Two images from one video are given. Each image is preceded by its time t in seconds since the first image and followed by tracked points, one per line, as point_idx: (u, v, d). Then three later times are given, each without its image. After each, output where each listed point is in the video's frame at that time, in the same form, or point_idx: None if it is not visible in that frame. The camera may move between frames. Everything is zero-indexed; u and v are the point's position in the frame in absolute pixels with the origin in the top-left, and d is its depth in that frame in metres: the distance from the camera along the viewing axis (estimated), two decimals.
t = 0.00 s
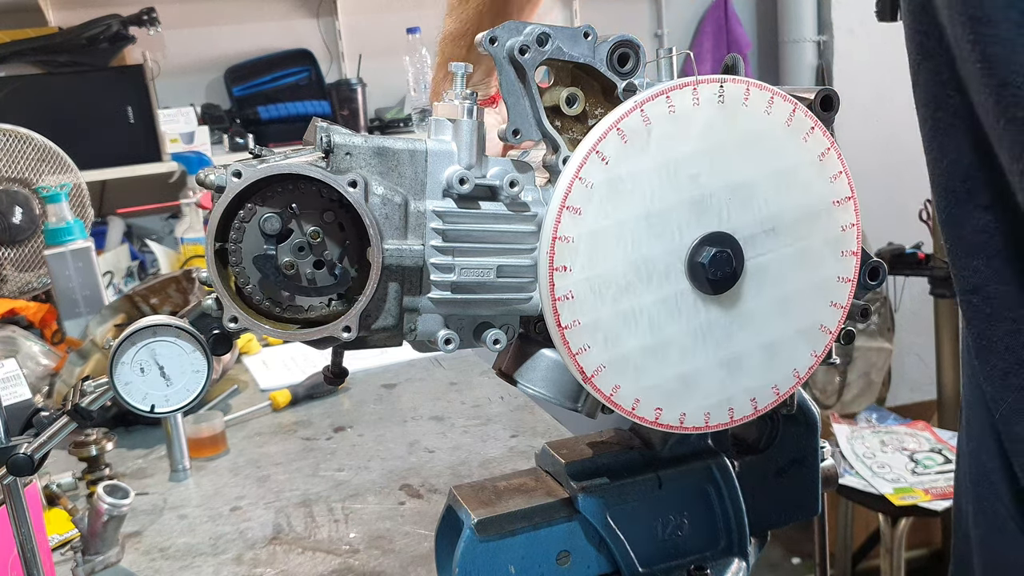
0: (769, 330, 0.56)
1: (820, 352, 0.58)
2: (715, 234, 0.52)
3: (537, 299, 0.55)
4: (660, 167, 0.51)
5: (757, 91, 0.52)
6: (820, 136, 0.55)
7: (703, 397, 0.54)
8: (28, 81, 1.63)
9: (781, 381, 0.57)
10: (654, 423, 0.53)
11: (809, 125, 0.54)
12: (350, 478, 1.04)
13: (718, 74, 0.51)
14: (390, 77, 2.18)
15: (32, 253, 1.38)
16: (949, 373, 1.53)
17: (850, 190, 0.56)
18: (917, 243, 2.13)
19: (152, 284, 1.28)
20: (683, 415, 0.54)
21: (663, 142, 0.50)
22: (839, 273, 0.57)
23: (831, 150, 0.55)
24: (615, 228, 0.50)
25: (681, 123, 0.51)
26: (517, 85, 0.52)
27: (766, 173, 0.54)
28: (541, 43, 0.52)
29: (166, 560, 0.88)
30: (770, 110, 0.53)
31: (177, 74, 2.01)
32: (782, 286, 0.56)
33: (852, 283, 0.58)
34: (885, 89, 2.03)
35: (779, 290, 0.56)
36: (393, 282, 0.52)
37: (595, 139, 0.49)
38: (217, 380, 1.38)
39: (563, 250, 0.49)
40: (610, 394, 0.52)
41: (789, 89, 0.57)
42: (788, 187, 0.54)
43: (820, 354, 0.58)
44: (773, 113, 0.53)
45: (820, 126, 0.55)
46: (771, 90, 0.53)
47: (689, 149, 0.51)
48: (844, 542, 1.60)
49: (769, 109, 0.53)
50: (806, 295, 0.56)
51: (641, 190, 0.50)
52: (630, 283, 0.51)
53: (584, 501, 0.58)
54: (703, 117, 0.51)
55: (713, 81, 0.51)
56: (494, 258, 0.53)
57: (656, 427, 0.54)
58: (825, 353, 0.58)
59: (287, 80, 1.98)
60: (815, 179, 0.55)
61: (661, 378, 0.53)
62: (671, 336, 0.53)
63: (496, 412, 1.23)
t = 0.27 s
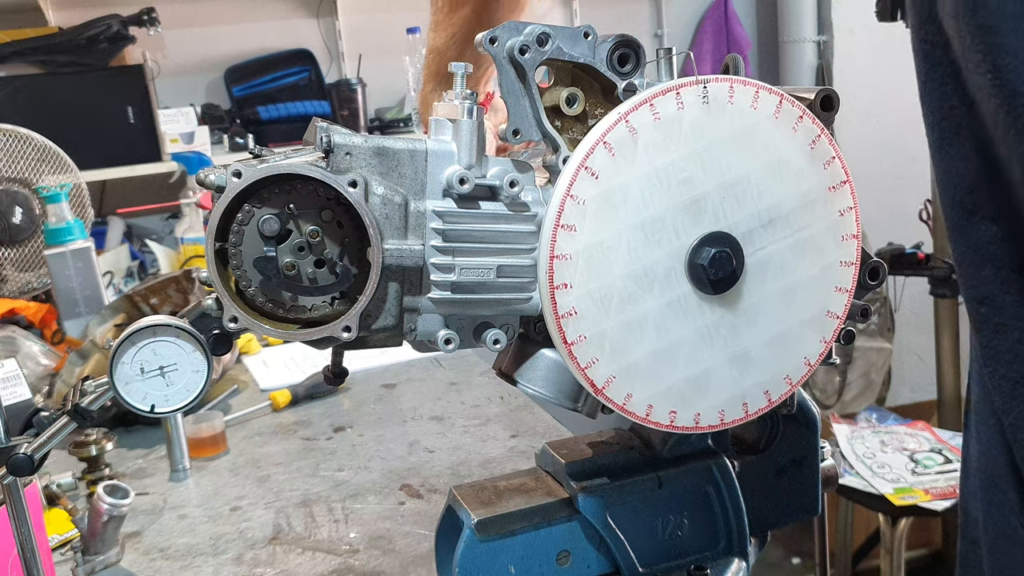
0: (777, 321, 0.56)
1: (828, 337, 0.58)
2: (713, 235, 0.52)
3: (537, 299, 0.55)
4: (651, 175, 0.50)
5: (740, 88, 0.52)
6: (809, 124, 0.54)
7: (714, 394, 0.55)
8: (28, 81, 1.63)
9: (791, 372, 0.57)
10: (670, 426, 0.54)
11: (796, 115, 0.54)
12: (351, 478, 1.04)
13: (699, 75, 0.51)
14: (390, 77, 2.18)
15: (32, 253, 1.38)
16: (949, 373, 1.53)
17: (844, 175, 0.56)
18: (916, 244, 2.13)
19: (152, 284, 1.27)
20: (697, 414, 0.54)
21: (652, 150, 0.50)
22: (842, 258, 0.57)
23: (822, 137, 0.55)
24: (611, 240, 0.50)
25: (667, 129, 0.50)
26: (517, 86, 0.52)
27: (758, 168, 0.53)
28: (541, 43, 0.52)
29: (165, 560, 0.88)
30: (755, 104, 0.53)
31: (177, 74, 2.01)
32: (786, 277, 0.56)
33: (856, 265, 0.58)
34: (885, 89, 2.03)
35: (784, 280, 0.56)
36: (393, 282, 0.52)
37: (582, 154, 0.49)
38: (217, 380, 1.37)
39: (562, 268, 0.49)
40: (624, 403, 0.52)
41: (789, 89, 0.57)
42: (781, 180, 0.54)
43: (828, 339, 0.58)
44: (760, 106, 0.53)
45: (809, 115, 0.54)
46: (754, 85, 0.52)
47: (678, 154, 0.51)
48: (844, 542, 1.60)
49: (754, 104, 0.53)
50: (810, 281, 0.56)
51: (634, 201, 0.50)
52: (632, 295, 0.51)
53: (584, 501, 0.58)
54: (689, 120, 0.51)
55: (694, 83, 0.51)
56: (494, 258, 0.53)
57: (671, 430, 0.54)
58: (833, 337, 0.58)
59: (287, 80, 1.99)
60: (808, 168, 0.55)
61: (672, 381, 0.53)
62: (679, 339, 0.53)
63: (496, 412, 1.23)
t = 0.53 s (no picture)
0: (784, 314, 0.56)
1: (834, 324, 0.57)
2: (711, 236, 0.52)
3: (537, 299, 0.55)
4: (644, 183, 0.50)
5: (724, 86, 0.51)
6: (799, 114, 0.54)
7: (724, 391, 0.55)
8: (28, 81, 1.63)
9: (798, 362, 0.57)
10: (685, 428, 0.54)
11: (784, 107, 0.53)
12: (350, 478, 1.04)
13: (681, 79, 0.50)
14: (390, 77, 2.18)
15: (32, 253, 1.38)
16: (949, 373, 1.53)
17: (838, 161, 0.55)
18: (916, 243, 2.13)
19: (152, 284, 1.27)
20: (710, 412, 0.55)
21: (643, 159, 0.50)
22: (843, 244, 0.56)
23: (811, 125, 0.54)
24: (610, 252, 0.50)
25: (655, 137, 0.50)
26: (517, 85, 0.52)
27: (749, 165, 0.53)
28: (541, 43, 0.52)
29: (165, 560, 0.88)
30: (741, 102, 0.52)
31: (177, 74, 2.01)
32: (788, 269, 0.55)
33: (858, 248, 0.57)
34: (885, 89, 2.03)
35: (787, 271, 0.55)
36: (393, 282, 0.52)
37: (572, 171, 0.49)
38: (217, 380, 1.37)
39: (563, 285, 0.50)
40: (637, 410, 0.53)
41: (789, 89, 0.57)
42: (774, 173, 0.54)
43: (834, 325, 0.57)
44: (747, 103, 0.52)
45: (797, 105, 0.53)
46: (738, 82, 0.52)
47: (669, 161, 0.51)
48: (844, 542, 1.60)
49: (740, 102, 0.52)
50: (812, 269, 0.56)
51: (629, 213, 0.50)
52: (635, 306, 0.51)
53: (584, 501, 0.58)
54: (677, 124, 0.51)
55: (677, 88, 0.50)
56: (494, 258, 0.53)
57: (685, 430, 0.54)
58: (840, 322, 0.58)
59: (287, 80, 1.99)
60: (801, 158, 0.54)
61: (684, 381, 0.54)
62: (688, 341, 0.53)
63: (496, 412, 1.23)
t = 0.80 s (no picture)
0: (785, 312, 0.56)
1: (835, 322, 0.57)
2: (711, 236, 0.52)
3: (537, 299, 0.55)
4: (643, 185, 0.50)
5: (721, 87, 0.51)
6: (797, 112, 0.53)
7: (726, 390, 0.55)
8: (29, 81, 1.63)
9: (800, 360, 0.57)
10: (688, 428, 0.54)
11: (781, 106, 0.53)
12: (351, 478, 1.04)
13: (678, 80, 0.50)
14: (390, 77, 2.18)
15: (32, 253, 1.38)
16: (949, 373, 1.53)
17: (836, 158, 0.55)
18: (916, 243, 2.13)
19: (152, 284, 1.27)
20: (713, 412, 0.55)
21: (642, 161, 0.50)
22: (842, 242, 0.56)
23: (810, 123, 0.54)
24: (610, 254, 0.50)
25: (653, 138, 0.50)
26: (517, 85, 0.52)
27: (747, 164, 0.53)
28: (541, 43, 0.52)
29: (165, 560, 0.88)
30: (738, 101, 0.52)
31: (177, 74, 2.01)
32: (788, 267, 0.55)
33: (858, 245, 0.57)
34: (886, 88, 2.03)
35: (787, 270, 0.55)
36: (393, 282, 0.52)
37: (570, 174, 0.49)
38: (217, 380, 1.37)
39: (563, 288, 0.50)
40: (640, 411, 0.53)
41: (789, 89, 0.57)
42: (772, 172, 0.54)
43: (834, 323, 0.57)
44: (744, 102, 0.52)
45: (795, 104, 0.53)
46: (735, 81, 0.52)
47: (667, 162, 0.51)
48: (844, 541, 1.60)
49: (737, 101, 0.52)
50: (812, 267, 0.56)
51: (628, 215, 0.50)
52: (635, 308, 0.52)
53: (584, 501, 0.58)
54: (674, 125, 0.51)
55: (674, 88, 0.50)
56: (494, 258, 0.53)
57: (688, 430, 0.55)
58: (841, 320, 0.58)
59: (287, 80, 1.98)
60: (799, 157, 0.54)
61: (686, 382, 0.54)
62: (690, 342, 0.53)
63: (496, 412, 1.23)
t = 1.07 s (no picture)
0: (786, 312, 0.56)
1: (835, 322, 0.57)
2: (711, 237, 0.52)
3: (537, 299, 0.55)
4: (643, 184, 0.50)
5: (721, 86, 0.51)
6: (797, 112, 0.53)
7: (726, 390, 0.55)
8: (29, 81, 1.63)
9: (800, 360, 0.57)
10: (687, 428, 0.54)
11: (782, 105, 0.53)
12: (351, 478, 1.04)
13: (678, 80, 0.50)
14: (390, 77, 2.18)
15: (31, 253, 1.38)
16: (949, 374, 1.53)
17: (836, 158, 0.55)
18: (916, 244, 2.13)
19: (152, 284, 1.27)
20: (713, 412, 0.55)
21: (641, 161, 0.50)
22: (842, 242, 0.56)
23: (810, 123, 0.54)
24: (610, 254, 0.50)
25: (653, 138, 0.50)
26: (517, 85, 0.52)
27: (748, 164, 0.53)
28: (541, 43, 0.52)
29: (165, 560, 0.88)
30: (739, 101, 0.52)
31: (177, 74, 2.01)
32: (788, 267, 0.55)
33: (858, 245, 0.57)
34: (886, 88, 2.03)
35: (787, 270, 0.55)
36: (393, 282, 0.52)
37: (570, 173, 0.49)
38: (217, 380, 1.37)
39: (563, 287, 0.50)
40: (639, 410, 0.53)
41: (789, 89, 0.57)
42: (773, 172, 0.54)
43: (834, 323, 0.57)
44: (744, 102, 0.52)
45: (795, 104, 0.53)
46: (736, 81, 0.52)
47: (668, 162, 0.51)
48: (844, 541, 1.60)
49: (738, 101, 0.52)
50: (813, 267, 0.56)
51: (628, 214, 0.50)
52: (635, 307, 0.52)
53: (584, 501, 0.58)
54: (675, 125, 0.51)
55: (674, 88, 0.50)
56: (494, 258, 0.53)
57: (688, 430, 0.55)
58: (842, 319, 0.58)
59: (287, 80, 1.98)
60: (799, 157, 0.54)
61: (686, 381, 0.54)
62: (690, 342, 0.53)
63: (496, 412, 1.23)
